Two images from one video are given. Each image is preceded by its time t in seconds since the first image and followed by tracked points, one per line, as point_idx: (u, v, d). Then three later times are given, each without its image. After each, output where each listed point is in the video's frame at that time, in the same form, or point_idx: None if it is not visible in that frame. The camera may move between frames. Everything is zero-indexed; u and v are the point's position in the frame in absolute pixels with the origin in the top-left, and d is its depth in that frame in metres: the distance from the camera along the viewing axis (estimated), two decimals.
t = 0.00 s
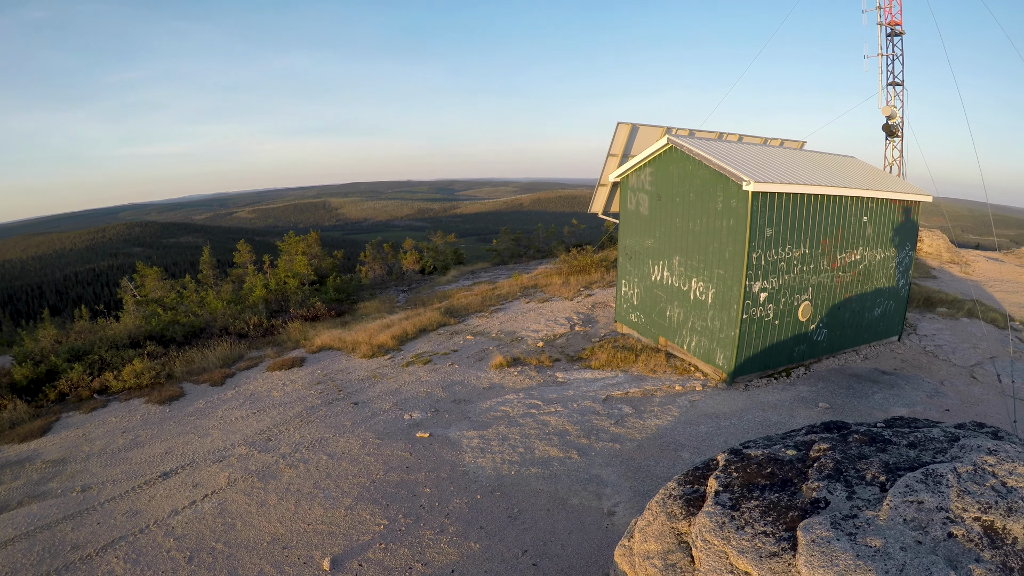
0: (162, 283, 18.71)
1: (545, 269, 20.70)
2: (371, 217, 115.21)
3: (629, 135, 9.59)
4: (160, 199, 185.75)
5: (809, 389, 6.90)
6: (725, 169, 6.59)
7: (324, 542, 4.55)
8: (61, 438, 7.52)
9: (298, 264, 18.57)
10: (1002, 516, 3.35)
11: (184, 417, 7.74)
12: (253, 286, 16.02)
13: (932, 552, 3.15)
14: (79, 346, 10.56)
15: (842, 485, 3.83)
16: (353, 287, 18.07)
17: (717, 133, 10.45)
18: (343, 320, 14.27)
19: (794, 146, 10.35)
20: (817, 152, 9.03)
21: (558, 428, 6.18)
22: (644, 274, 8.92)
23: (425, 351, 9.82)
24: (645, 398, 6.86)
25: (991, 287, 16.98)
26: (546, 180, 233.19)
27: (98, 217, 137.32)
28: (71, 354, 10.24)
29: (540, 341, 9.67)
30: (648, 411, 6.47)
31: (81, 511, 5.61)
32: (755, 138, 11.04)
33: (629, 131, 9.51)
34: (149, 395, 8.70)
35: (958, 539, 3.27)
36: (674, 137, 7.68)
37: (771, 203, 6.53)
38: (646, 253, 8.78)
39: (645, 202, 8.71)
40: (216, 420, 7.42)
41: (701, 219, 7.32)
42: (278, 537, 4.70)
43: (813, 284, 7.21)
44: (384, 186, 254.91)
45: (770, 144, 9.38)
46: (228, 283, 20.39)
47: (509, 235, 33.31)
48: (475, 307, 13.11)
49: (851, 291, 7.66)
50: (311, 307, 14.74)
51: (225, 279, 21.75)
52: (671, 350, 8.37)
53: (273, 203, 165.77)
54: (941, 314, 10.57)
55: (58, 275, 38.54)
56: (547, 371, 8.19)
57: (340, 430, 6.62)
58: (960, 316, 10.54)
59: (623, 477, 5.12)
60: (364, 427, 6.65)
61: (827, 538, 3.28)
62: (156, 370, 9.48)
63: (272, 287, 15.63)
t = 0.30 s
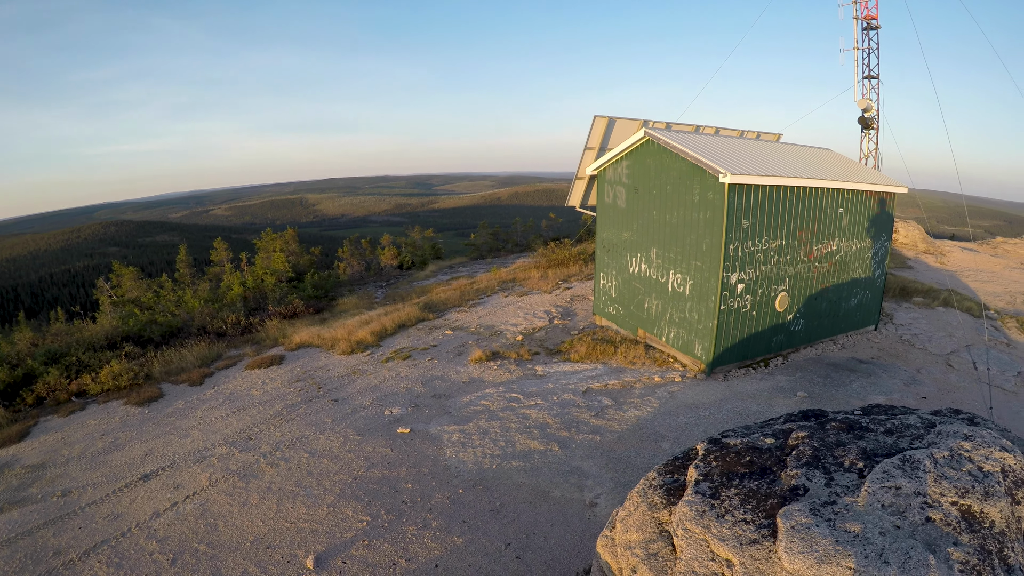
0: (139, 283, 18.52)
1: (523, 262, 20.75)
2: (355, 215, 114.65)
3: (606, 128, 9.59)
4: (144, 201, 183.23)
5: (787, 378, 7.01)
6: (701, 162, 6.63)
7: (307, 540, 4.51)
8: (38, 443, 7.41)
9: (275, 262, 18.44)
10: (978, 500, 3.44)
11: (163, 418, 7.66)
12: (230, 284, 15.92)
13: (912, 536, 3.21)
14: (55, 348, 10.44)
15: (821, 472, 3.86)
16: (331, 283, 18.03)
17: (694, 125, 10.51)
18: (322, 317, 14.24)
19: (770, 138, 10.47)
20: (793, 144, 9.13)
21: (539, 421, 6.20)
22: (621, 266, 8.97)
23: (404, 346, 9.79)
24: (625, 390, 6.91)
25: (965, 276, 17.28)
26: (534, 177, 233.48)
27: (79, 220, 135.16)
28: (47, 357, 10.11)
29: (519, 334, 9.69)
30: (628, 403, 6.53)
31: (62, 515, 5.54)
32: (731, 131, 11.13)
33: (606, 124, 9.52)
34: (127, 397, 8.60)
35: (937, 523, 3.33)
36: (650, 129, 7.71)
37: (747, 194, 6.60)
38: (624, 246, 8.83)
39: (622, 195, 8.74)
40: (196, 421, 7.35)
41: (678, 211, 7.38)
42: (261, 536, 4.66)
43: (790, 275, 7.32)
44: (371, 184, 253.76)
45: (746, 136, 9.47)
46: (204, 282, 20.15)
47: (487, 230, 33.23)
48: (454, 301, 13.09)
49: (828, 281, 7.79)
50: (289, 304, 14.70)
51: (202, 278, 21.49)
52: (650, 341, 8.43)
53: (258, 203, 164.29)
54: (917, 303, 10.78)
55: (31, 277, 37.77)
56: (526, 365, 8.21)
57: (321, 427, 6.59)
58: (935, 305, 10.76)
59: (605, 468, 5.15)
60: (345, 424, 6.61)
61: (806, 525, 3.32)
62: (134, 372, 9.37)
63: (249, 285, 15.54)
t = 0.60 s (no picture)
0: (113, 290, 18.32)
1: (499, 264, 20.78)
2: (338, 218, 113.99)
3: (580, 130, 9.65)
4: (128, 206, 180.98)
5: (764, 375, 7.19)
6: (675, 163, 6.76)
7: (286, 546, 4.45)
8: (10, 454, 7.26)
9: (251, 266, 18.30)
10: (952, 492, 3.49)
11: (139, 426, 7.57)
12: (206, 289, 15.81)
13: (885, 529, 3.27)
14: (28, 356, 10.30)
15: (796, 467, 3.89)
16: (307, 287, 18.00)
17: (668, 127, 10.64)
18: (298, 321, 14.19)
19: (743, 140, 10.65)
20: (765, 146, 9.34)
21: (516, 423, 6.22)
22: (596, 268, 9.05)
23: (381, 350, 9.74)
24: (602, 390, 6.96)
25: (937, 274, 17.59)
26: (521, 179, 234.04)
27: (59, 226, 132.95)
28: (20, 364, 9.98)
29: (496, 336, 9.71)
30: (604, 403, 6.58)
31: (38, 527, 5.43)
32: (705, 132, 11.29)
33: (580, 126, 9.58)
34: (102, 405, 8.48)
35: (911, 516, 3.38)
36: (625, 131, 7.81)
37: (721, 195, 6.72)
38: (599, 247, 8.91)
39: (597, 196, 8.84)
40: (173, 428, 7.27)
41: (653, 212, 7.50)
42: (240, 544, 4.59)
43: (764, 274, 7.49)
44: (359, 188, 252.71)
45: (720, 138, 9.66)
46: (179, 287, 19.86)
47: (463, 232, 33.11)
48: (430, 304, 13.06)
49: (802, 280, 8.02)
50: (265, 308, 14.64)
51: (177, 283, 21.20)
52: (626, 342, 8.51)
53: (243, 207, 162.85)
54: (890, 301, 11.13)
55: None
56: (502, 367, 8.22)
57: (298, 432, 6.53)
58: (909, 302, 11.09)
59: (582, 469, 5.18)
60: (322, 429, 6.56)
61: (781, 519, 3.36)
62: (110, 379, 9.24)
63: (224, 289, 15.44)
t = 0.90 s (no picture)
0: (91, 292, 18.15)
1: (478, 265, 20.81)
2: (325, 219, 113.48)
3: (560, 131, 9.72)
4: (116, 209, 178.93)
5: (743, 374, 7.36)
6: (654, 163, 6.91)
7: (268, 548, 4.41)
8: None
9: (231, 267, 18.18)
10: (928, 487, 3.53)
11: (118, 430, 7.49)
12: (185, 290, 15.75)
13: (863, 523, 3.31)
14: (5, 360, 10.20)
15: (773, 464, 3.92)
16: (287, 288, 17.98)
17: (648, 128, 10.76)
18: (278, 323, 14.16)
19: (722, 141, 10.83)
20: (744, 147, 9.55)
21: (497, 423, 6.23)
22: (577, 267, 9.16)
23: (361, 351, 9.72)
24: (582, 389, 7.02)
25: (915, 273, 17.85)
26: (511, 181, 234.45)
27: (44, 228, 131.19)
28: None
29: (476, 337, 9.73)
30: (584, 402, 6.64)
31: (15, 533, 5.33)
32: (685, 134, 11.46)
33: (560, 126, 9.65)
34: (82, 408, 8.39)
35: (888, 510, 3.42)
36: (604, 132, 7.95)
37: (699, 195, 6.88)
38: (579, 247, 9.03)
39: (577, 197, 8.96)
40: (153, 431, 7.20)
41: (632, 212, 7.65)
42: (222, 547, 4.54)
43: (742, 274, 7.69)
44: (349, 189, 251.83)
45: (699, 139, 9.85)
46: (158, 290, 19.59)
47: (443, 233, 32.98)
48: (410, 305, 13.04)
49: (780, 280, 8.27)
50: (245, 310, 14.64)
51: (156, 284, 20.94)
52: (606, 341, 8.60)
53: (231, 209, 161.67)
54: (869, 301, 11.48)
55: None
56: (483, 367, 8.24)
57: (278, 434, 6.48)
58: (887, 301, 11.42)
59: (563, 468, 5.20)
60: (302, 430, 6.53)
61: (759, 516, 3.38)
62: (89, 382, 9.13)
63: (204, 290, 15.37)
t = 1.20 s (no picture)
0: (70, 296, 17.93)
1: (460, 267, 20.80)
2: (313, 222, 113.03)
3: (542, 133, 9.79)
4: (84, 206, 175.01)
5: (725, 374, 7.48)
6: (635, 165, 7.04)
7: (250, 553, 4.37)
8: None
9: (211, 270, 18.06)
10: (906, 485, 3.56)
11: (99, 435, 7.42)
12: (166, 293, 15.70)
13: (842, 522, 3.34)
14: None
15: (753, 463, 3.94)
16: (269, 291, 17.95)
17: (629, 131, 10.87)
18: (259, 326, 14.13)
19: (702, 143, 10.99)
20: (724, 149, 9.72)
21: (479, 425, 6.23)
22: (557, 269, 9.24)
23: (343, 354, 9.70)
24: (564, 391, 7.07)
25: (895, 273, 18.08)
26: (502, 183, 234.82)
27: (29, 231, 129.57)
28: None
29: (458, 339, 9.76)
30: (566, 404, 6.69)
31: None
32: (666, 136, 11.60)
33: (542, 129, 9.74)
34: (62, 414, 8.33)
35: (867, 508, 3.45)
36: (585, 134, 8.05)
37: (679, 197, 7.01)
38: (559, 249, 9.12)
39: (557, 199, 9.04)
40: (135, 436, 7.13)
41: (613, 214, 7.76)
42: (205, 552, 4.49)
43: (721, 275, 7.83)
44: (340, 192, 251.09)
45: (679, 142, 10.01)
46: (138, 293, 19.34)
47: (426, 235, 32.78)
48: (392, 307, 13.02)
49: (760, 280, 8.44)
50: (226, 313, 14.67)
51: (136, 288, 20.71)
52: (588, 343, 8.68)
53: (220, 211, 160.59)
54: (849, 301, 11.70)
55: None
56: (465, 369, 8.26)
57: (260, 438, 6.45)
58: (867, 302, 11.66)
59: (545, 470, 5.22)
60: (284, 434, 6.49)
61: (738, 515, 3.40)
62: (69, 387, 9.03)
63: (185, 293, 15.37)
